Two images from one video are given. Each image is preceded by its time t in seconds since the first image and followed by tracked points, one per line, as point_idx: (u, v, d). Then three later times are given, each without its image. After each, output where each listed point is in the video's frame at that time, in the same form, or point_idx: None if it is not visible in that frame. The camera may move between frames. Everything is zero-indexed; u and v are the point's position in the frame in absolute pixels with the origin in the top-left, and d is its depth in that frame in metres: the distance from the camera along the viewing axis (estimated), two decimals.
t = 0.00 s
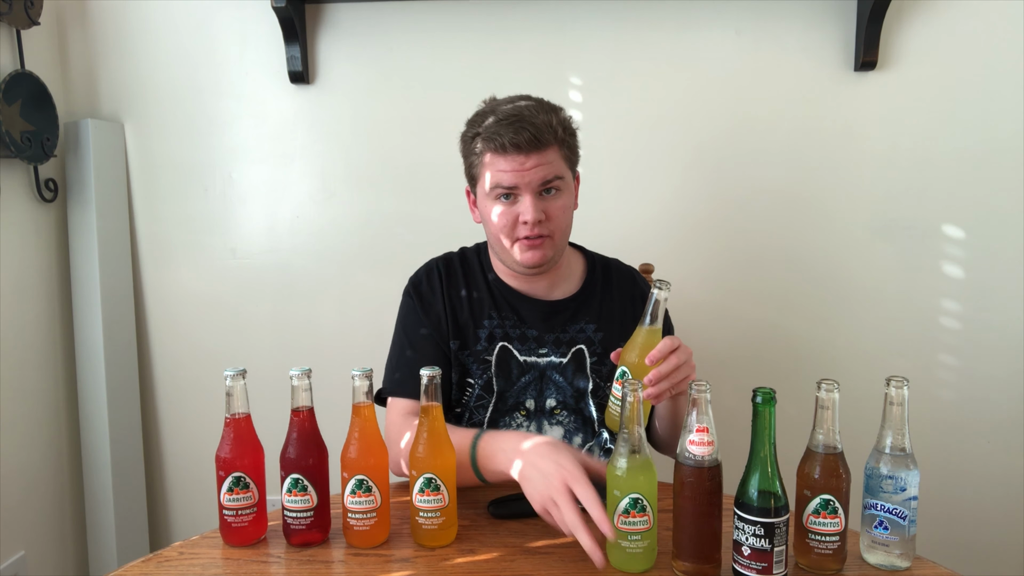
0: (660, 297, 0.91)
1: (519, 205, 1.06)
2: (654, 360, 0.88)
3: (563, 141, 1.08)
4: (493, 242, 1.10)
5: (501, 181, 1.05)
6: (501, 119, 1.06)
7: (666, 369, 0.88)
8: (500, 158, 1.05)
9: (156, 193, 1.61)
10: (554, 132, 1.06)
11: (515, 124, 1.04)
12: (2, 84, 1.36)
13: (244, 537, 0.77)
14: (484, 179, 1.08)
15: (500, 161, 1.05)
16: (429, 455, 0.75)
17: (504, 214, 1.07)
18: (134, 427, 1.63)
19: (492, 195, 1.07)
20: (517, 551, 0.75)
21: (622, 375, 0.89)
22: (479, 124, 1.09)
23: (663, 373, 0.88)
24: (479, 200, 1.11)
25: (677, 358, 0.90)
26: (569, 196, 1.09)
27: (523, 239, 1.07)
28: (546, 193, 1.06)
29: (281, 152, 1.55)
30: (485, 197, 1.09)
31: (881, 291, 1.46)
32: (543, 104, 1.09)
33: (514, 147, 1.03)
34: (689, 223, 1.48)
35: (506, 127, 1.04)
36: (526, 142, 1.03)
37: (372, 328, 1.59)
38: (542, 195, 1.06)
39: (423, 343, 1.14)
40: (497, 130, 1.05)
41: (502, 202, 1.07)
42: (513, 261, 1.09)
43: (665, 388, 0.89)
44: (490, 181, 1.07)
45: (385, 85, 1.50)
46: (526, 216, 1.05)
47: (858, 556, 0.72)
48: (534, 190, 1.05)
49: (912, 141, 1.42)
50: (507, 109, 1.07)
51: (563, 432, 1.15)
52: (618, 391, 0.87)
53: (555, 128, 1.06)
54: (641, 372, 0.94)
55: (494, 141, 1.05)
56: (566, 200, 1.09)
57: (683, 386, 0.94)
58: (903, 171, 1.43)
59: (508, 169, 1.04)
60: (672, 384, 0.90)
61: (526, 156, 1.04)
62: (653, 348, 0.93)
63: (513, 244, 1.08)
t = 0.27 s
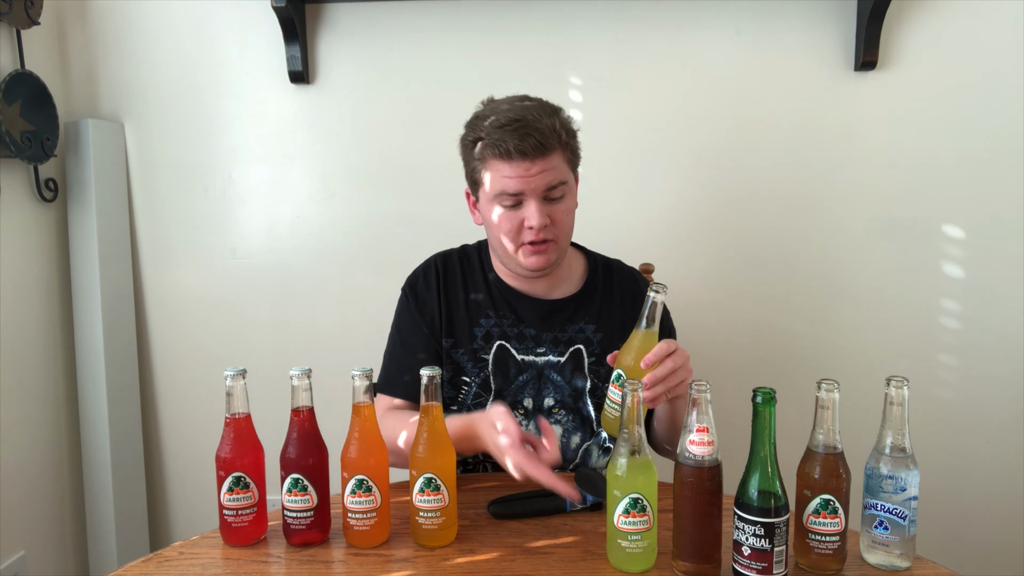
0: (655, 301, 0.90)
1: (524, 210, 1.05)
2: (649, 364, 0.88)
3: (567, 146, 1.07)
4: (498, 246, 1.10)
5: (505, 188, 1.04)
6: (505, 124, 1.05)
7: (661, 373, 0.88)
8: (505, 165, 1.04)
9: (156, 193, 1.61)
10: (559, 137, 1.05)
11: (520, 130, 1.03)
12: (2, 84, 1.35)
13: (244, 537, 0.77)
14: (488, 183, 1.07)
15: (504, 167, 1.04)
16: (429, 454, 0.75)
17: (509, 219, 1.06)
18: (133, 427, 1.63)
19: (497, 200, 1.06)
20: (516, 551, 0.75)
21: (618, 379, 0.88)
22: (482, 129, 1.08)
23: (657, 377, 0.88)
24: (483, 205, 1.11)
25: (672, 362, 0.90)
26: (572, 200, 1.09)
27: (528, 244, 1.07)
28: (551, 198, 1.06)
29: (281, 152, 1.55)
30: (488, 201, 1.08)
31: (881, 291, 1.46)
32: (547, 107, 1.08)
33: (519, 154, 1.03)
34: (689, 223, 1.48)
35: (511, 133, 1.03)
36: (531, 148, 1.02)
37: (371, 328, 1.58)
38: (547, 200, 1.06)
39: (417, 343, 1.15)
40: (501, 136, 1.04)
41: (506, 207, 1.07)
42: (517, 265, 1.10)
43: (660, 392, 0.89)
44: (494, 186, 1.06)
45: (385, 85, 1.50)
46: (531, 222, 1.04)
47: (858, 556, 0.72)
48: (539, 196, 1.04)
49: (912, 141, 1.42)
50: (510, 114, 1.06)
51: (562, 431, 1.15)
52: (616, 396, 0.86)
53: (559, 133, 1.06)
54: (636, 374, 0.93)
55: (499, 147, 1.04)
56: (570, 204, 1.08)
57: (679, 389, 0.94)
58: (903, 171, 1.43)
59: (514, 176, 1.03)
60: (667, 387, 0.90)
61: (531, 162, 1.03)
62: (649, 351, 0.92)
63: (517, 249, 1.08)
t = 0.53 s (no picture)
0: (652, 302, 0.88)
1: (523, 215, 1.05)
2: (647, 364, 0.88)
3: (563, 148, 1.07)
4: (498, 250, 1.10)
5: (503, 193, 1.04)
6: (500, 129, 1.04)
7: (659, 373, 0.89)
8: (502, 170, 1.03)
9: (156, 193, 1.61)
10: (555, 140, 1.05)
11: (515, 135, 1.03)
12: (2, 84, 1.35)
13: (244, 537, 0.77)
14: (485, 189, 1.07)
15: (501, 172, 1.04)
16: (429, 454, 0.75)
17: (508, 224, 1.06)
18: (133, 426, 1.63)
19: (495, 206, 1.06)
20: (517, 551, 0.75)
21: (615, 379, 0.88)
22: (477, 134, 1.07)
23: (655, 377, 0.89)
24: (481, 209, 1.10)
25: (670, 361, 0.90)
26: (570, 202, 1.09)
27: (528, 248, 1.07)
28: (549, 202, 1.06)
29: (281, 152, 1.55)
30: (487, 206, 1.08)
31: (881, 291, 1.46)
32: (542, 110, 1.07)
33: (516, 159, 1.02)
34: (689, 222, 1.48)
35: (507, 139, 1.02)
36: (528, 153, 1.02)
37: (371, 328, 1.59)
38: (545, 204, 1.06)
39: (415, 345, 1.16)
40: (497, 141, 1.03)
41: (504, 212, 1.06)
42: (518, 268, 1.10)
43: (657, 392, 0.90)
44: (492, 192, 1.05)
45: (385, 84, 1.50)
46: (531, 227, 1.04)
47: (858, 556, 0.72)
48: (538, 201, 1.04)
49: (912, 141, 1.42)
50: (505, 118, 1.05)
51: (562, 431, 1.15)
52: (615, 397, 0.86)
53: (555, 136, 1.05)
54: (634, 375, 0.92)
55: (495, 153, 1.03)
56: (568, 207, 1.09)
57: (677, 390, 0.94)
58: (903, 170, 1.43)
59: (511, 182, 1.03)
60: (665, 387, 0.90)
61: (528, 167, 1.02)
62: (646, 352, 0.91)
63: (518, 253, 1.08)
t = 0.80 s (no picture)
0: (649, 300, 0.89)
1: (517, 216, 1.05)
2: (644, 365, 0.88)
3: (557, 148, 1.07)
4: (493, 252, 1.10)
5: (497, 195, 1.04)
6: (493, 131, 1.04)
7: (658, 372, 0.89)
8: (495, 171, 1.03)
9: (156, 193, 1.61)
10: (548, 140, 1.04)
11: (508, 136, 1.03)
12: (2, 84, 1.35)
13: (244, 537, 0.77)
14: (479, 191, 1.07)
15: (494, 173, 1.03)
16: (429, 454, 0.75)
17: (503, 225, 1.06)
18: (133, 426, 1.63)
19: (490, 207, 1.06)
20: (517, 551, 0.75)
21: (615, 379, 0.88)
22: (471, 135, 1.07)
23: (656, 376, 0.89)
24: (477, 211, 1.10)
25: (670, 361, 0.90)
26: (565, 202, 1.09)
27: (524, 248, 1.07)
28: (543, 202, 1.06)
29: (281, 152, 1.55)
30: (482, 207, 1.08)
31: (881, 291, 1.46)
32: (535, 110, 1.07)
33: (508, 160, 1.02)
34: (689, 222, 1.48)
35: (500, 140, 1.02)
36: (520, 153, 1.01)
37: (372, 328, 1.59)
38: (539, 204, 1.06)
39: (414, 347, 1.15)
40: (490, 142, 1.03)
41: (499, 213, 1.06)
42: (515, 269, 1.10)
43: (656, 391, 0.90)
44: (486, 193, 1.05)
45: (385, 85, 1.50)
46: (525, 227, 1.04)
47: (858, 556, 0.72)
48: (532, 201, 1.04)
49: (912, 141, 1.42)
50: (498, 119, 1.05)
51: (562, 433, 1.15)
52: (615, 397, 0.86)
53: (548, 136, 1.05)
54: (633, 374, 0.94)
55: (488, 154, 1.03)
56: (563, 207, 1.08)
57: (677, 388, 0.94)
58: (903, 170, 1.43)
59: (504, 183, 1.03)
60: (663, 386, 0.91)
61: (521, 167, 1.02)
62: (645, 350, 0.92)
63: (513, 253, 1.08)
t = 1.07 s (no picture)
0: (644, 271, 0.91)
1: (513, 208, 1.05)
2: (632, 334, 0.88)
3: (559, 144, 1.07)
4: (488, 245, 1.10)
5: (494, 185, 1.05)
6: (496, 122, 1.06)
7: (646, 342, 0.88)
8: (494, 161, 1.04)
9: (156, 193, 1.61)
10: (549, 136, 1.05)
11: (509, 127, 1.04)
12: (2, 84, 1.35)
13: (244, 537, 0.77)
14: (479, 182, 1.08)
15: (493, 163, 1.05)
16: (429, 454, 0.75)
17: (498, 217, 1.06)
18: (133, 426, 1.63)
19: (487, 198, 1.07)
20: (517, 551, 0.75)
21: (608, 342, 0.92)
22: (476, 126, 1.09)
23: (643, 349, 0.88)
24: (476, 203, 1.11)
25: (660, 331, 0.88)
26: (564, 201, 1.08)
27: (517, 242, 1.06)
28: (541, 197, 1.06)
29: (281, 152, 1.55)
30: (480, 199, 1.09)
31: (881, 291, 1.46)
32: (540, 106, 1.09)
33: (507, 150, 1.03)
34: (689, 222, 1.48)
35: (501, 130, 1.04)
36: (519, 144, 1.03)
37: (371, 328, 1.59)
38: (536, 198, 1.05)
39: (412, 348, 1.16)
40: (491, 132, 1.05)
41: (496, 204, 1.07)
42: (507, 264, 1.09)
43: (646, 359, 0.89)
44: (484, 184, 1.06)
45: (385, 85, 1.50)
46: (518, 220, 1.04)
47: (858, 556, 0.72)
48: (528, 194, 1.04)
49: (912, 141, 1.42)
50: (503, 112, 1.07)
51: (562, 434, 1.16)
52: (603, 359, 0.92)
53: (550, 131, 1.06)
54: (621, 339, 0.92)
55: (488, 143, 1.05)
56: (561, 205, 1.07)
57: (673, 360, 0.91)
58: (903, 171, 1.43)
59: (502, 173, 1.04)
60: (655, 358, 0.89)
61: (519, 158, 1.03)
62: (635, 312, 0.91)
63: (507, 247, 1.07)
